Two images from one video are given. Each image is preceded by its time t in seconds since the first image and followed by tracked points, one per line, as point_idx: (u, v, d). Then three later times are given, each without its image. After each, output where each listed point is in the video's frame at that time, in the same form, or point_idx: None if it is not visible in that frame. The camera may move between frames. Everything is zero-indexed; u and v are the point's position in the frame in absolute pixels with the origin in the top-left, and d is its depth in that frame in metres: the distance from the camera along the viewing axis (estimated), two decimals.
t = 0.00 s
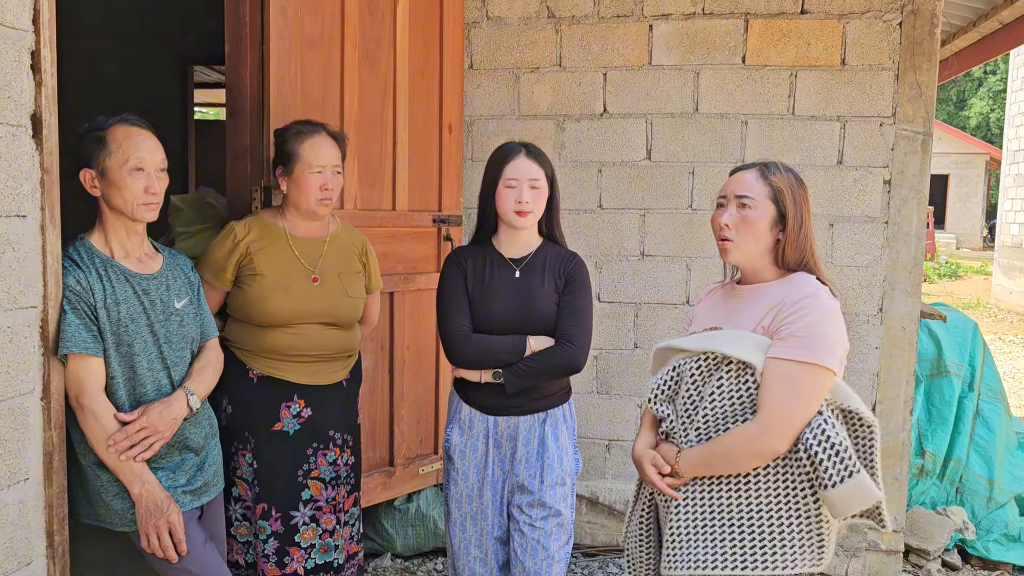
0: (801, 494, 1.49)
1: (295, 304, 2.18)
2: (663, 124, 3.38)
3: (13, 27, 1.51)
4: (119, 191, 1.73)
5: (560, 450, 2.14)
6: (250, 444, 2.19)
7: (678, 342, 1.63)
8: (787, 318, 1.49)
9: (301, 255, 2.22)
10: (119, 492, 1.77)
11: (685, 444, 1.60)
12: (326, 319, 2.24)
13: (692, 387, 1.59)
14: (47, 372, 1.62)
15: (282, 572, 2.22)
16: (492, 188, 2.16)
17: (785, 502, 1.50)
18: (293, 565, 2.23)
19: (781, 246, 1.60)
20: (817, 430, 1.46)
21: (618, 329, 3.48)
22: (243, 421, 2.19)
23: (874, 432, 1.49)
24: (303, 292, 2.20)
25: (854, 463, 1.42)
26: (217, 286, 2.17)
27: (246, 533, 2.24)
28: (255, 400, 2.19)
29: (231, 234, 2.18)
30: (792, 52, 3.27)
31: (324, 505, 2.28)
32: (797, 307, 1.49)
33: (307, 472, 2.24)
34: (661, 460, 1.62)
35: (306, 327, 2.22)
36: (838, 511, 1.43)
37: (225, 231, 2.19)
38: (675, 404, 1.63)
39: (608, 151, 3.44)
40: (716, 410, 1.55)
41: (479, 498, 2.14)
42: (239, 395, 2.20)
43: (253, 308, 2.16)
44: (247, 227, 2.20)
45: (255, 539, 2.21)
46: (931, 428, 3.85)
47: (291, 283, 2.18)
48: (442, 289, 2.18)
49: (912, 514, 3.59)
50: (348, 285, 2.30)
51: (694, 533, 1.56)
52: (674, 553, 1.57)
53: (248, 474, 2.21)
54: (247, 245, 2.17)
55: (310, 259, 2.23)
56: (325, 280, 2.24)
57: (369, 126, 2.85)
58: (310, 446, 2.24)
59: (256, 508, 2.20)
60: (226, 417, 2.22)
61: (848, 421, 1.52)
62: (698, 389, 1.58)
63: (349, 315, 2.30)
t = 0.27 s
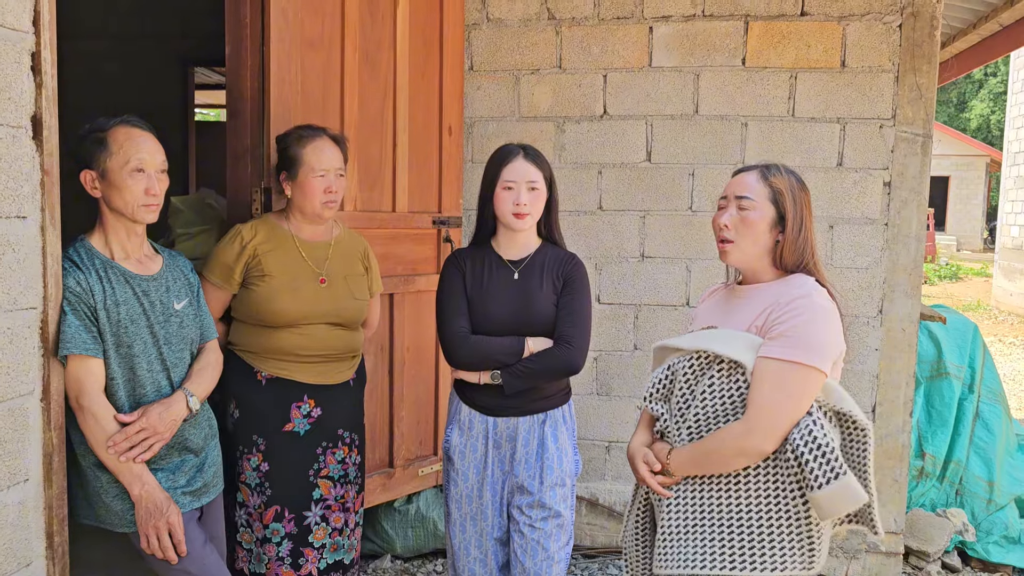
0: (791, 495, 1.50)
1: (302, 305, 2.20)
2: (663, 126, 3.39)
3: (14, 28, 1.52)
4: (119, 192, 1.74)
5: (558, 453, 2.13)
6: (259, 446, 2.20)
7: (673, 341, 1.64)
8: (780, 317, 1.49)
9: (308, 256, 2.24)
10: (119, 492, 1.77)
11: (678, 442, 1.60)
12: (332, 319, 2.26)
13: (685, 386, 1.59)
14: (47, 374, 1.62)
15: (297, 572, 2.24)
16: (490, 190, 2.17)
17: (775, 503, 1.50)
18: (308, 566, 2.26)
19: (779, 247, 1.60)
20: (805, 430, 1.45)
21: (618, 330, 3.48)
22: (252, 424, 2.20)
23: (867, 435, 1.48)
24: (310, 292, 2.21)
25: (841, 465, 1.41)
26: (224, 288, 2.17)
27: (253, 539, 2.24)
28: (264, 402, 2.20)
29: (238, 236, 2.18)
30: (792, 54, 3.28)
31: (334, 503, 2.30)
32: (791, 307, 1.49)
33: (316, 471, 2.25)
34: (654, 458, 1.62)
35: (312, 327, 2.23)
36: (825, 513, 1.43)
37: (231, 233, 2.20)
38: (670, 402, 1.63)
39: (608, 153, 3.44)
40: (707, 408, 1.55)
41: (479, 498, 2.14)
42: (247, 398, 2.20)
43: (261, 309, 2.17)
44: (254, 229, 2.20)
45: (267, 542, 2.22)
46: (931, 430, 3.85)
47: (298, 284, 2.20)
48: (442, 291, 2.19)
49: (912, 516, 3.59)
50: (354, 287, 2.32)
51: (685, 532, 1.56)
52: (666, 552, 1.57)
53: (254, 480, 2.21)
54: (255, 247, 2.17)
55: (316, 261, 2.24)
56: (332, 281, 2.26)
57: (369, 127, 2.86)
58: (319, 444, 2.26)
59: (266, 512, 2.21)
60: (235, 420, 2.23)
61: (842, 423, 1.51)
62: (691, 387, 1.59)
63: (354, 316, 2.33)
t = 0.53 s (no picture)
0: (795, 498, 1.49)
1: (314, 304, 2.21)
2: (664, 127, 3.39)
3: (17, 29, 1.52)
4: (122, 193, 1.74)
5: (560, 453, 2.14)
6: (273, 446, 2.20)
7: (672, 344, 1.64)
8: (782, 319, 1.49)
9: (318, 255, 2.25)
10: (120, 493, 1.78)
11: (679, 446, 1.59)
12: (343, 318, 2.28)
13: (686, 389, 1.59)
14: (49, 374, 1.62)
15: (311, 571, 2.26)
16: (492, 191, 2.17)
17: (779, 505, 1.50)
18: (320, 564, 2.28)
19: (778, 247, 1.60)
20: (809, 433, 1.45)
21: (620, 332, 3.48)
22: (264, 425, 2.20)
23: (870, 436, 1.48)
24: (321, 292, 2.22)
25: (846, 467, 1.41)
26: (234, 288, 2.17)
27: (263, 540, 2.24)
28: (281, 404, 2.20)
29: (248, 236, 2.17)
30: (794, 55, 3.28)
31: (347, 502, 2.32)
32: (792, 309, 1.49)
33: (330, 469, 2.27)
34: (655, 464, 1.62)
35: (324, 326, 2.24)
36: (831, 515, 1.43)
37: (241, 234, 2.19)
38: (670, 406, 1.63)
39: (610, 154, 3.44)
40: (708, 412, 1.55)
41: (480, 499, 2.14)
42: (261, 398, 2.20)
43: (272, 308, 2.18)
44: (263, 229, 2.20)
45: (281, 542, 2.23)
46: (933, 432, 3.85)
47: (310, 284, 2.21)
48: (443, 292, 2.19)
49: (914, 518, 3.59)
50: (361, 286, 2.34)
51: (688, 538, 1.56)
52: (669, 557, 1.57)
53: (266, 480, 2.21)
54: (265, 247, 2.18)
55: (325, 260, 2.26)
56: (341, 281, 2.28)
57: (371, 128, 2.86)
58: (332, 443, 2.28)
59: (280, 510, 2.22)
60: (244, 421, 2.22)
61: (844, 424, 1.51)
62: (691, 391, 1.59)
63: (363, 314, 2.34)
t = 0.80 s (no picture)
0: (804, 500, 1.49)
1: (327, 304, 2.22)
2: (667, 129, 3.38)
3: (22, 29, 1.52)
4: (125, 194, 1.74)
5: (563, 454, 2.14)
6: (285, 445, 2.20)
7: (676, 348, 1.63)
8: (790, 323, 1.49)
9: (329, 256, 2.26)
10: (123, 493, 1.78)
11: (685, 451, 1.59)
12: (355, 318, 2.29)
13: (692, 394, 1.59)
14: (52, 374, 1.62)
15: (318, 567, 2.26)
16: (494, 192, 2.17)
17: (788, 508, 1.50)
18: (327, 561, 2.28)
19: (781, 249, 1.60)
20: (820, 435, 1.45)
21: (623, 333, 3.47)
22: (276, 422, 2.19)
23: (875, 437, 1.49)
24: (334, 292, 2.23)
25: (859, 469, 1.41)
26: (246, 288, 2.17)
27: (269, 539, 2.21)
28: (299, 405, 2.21)
29: (261, 236, 2.18)
30: (798, 57, 3.27)
31: (355, 501, 2.32)
32: (799, 312, 1.49)
33: (341, 467, 2.28)
34: (661, 469, 1.60)
35: (336, 326, 2.25)
36: (842, 518, 1.43)
37: (253, 234, 2.19)
38: (674, 410, 1.63)
39: (612, 155, 3.44)
40: (716, 417, 1.55)
41: (484, 500, 2.14)
42: (278, 398, 2.20)
43: (284, 309, 2.18)
44: (275, 229, 2.20)
45: (288, 541, 2.22)
46: (936, 434, 3.84)
47: (321, 284, 2.22)
48: (446, 293, 2.19)
49: (917, 520, 3.58)
50: (371, 286, 2.35)
51: (695, 542, 1.55)
52: (678, 561, 1.56)
53: (277, 479, 2.19)
54: (278, 247, 2.18)
55: (337, 261, 2.26)
56: (352, 281, 2.29)
57: (374, 129, 2.86)
58: (343, 442, 2.29)
59: (290, 509, 2.21)
60: (253, 420, 2.20)
61: (850, 426, 1.52)
62: (698, 395, 1.59)
63: (372, 314, 2.35)
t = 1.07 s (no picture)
0: (811, 502, 1.49)
1: (333, 304, 2.22)
2: (671, 129, 3.38)
3: (26, 29, 1.53)
4: (129, 193, 1.74)
5: (566, 455, 2.14)
6: (293, 446, 2.19)
7: (682, 348, 1.63)
8: (797, 325, 1.48)
9: (335, 256, 2.26)
10: (126, 492, 1.78)
11: (690, 452, 1.59)
12: (360, 317, 2.29)
13: (698, 395, 1.58)
14: (55, 373, 1.62)
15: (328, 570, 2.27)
16: (497, 193, 2.17)
17: (795, 510, 1.49)
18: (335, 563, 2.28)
19: (788, 250, 1.59)
20: (829, 437, 1.45)
21: (626, 334, 3.47)
22: (283, 423, 2.19)
23: (881, 439, 1.49)
24: (340, 292, 2.23)
25: (867, 471, 1.42)
26: (252, 288, 2.17)
27: (280, 543, 2.19)
28: (306, 407, 2.21)
29: (266, 236, 2.18)
30: (802, 57, 3.27)
31: (356, 499, 2.33)
32: (807, 314, 1.48)
33: (346, 468, 2.29)
34: (666, 470, 1.60)
35: (342, 326, 2.25)
36: (850, 520, 1.44)
37: (257, 234, 2.19)
38: (679, 411, 1.63)
39: (615, 155, 3.44)
40: (723, 417, 1.54)
41: (487, 501, 2.14)
42: (283, 398, 2.20)
43: (291, 308, 2.18)
44: (280, 229, 2.20)
45: (300, 544, 2.21)
46: (939, 435, 3.83)
47: (327, 284, 2.22)
48: (448, 294, 2.19)
49: (920, 522, 3.57)
50: (376, 285, 2.35)
51: (700, 544, 1.55)
52: (682, 564, 1.56)
53: (287, 482, 2.19)
54: (284, 247, 2.18)
55: (342, 261, 2.26)
56: (358, 281, 2.28)
57: (378, 129, 2.86)
58: (350, 442, 2.30)
59: (299, 512, 2.20)
60: (260, 422, 2.19)
61: (856, 428, 1.52)
62: (704, 396, 1.58)
63: (378, 313, 2.35)
